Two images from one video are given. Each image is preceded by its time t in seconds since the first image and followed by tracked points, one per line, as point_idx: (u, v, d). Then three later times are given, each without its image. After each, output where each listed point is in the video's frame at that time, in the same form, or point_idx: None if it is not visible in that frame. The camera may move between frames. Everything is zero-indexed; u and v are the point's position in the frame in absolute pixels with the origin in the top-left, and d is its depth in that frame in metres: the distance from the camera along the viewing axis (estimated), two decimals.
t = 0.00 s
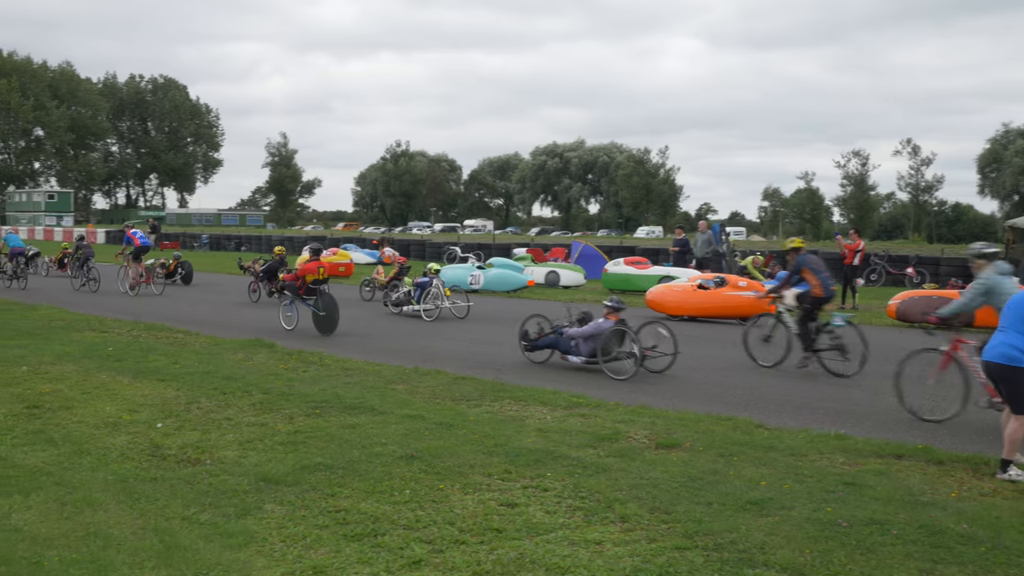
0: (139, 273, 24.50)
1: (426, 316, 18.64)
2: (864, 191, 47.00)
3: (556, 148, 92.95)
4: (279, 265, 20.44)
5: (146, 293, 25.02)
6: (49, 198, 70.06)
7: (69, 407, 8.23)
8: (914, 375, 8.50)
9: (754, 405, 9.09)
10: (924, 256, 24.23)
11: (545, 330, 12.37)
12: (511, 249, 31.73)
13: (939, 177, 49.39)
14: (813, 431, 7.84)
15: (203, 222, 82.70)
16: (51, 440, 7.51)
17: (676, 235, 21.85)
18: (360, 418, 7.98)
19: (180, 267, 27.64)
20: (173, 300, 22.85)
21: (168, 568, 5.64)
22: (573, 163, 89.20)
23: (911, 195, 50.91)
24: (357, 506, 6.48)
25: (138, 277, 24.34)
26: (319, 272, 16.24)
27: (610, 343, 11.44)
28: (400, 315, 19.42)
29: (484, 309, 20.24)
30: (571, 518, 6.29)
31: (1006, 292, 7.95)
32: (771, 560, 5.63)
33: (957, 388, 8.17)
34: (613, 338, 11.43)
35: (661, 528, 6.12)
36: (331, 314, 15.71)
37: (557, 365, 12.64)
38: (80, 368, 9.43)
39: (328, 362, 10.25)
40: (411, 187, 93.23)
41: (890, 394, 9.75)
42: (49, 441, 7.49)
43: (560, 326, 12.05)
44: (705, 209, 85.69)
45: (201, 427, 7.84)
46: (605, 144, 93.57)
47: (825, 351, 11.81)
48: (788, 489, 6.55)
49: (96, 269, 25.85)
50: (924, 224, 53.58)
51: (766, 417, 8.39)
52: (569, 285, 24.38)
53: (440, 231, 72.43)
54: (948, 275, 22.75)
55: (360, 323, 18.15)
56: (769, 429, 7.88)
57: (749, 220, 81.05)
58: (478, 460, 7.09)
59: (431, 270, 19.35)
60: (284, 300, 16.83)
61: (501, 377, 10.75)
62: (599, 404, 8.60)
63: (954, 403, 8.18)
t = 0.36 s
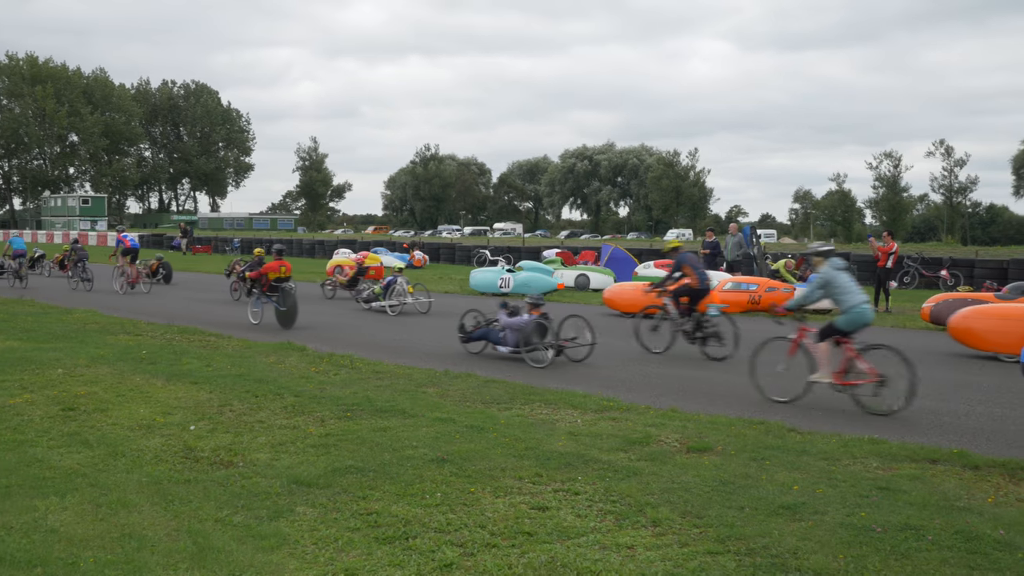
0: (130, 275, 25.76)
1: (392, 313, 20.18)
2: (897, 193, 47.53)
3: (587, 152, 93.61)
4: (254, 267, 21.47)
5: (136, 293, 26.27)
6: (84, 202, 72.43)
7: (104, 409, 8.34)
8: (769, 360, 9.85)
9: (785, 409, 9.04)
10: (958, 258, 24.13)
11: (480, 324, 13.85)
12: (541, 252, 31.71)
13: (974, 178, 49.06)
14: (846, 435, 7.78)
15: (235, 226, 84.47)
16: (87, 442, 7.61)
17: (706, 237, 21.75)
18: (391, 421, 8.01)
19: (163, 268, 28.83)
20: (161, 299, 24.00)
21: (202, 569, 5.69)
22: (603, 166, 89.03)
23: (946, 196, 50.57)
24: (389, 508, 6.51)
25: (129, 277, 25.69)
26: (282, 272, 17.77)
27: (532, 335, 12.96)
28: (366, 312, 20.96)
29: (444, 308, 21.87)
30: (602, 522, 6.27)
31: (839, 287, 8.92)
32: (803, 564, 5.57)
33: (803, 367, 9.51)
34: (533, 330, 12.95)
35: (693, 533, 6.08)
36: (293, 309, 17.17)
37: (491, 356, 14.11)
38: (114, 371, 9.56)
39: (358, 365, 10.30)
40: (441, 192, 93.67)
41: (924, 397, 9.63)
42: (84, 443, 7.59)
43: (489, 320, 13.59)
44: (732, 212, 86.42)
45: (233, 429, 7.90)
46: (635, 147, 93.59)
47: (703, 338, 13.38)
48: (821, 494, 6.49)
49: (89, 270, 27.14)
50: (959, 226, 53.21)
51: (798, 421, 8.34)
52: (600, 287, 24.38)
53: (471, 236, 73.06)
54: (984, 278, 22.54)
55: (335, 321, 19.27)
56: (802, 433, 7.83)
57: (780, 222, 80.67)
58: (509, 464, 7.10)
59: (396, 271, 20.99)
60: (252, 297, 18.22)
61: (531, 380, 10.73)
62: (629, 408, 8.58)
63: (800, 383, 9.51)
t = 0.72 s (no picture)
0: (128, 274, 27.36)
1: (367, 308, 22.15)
2: (928, 197, 47.97)
3: (616, 155, 93.64)
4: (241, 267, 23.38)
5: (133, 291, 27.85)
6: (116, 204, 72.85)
7: (136, 410, 8.44)
8: (649, 350, 11.29)
9: (815, 412, 8.98)
10: (992, 264, 23.85)
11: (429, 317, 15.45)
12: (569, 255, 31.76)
13: (1009, 183, 48.80)
14: (877, 441, 7.72)
15: (265, 230, 85.75)
16: (119, 443, 7.70)
17: (735, 240, 21.67)
18: (420, 423, 8.05)
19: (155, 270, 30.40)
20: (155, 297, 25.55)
21: (232, 569, 5.73)
22: (632, 170, 89.02)
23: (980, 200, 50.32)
24: (419, 511, 6.53)
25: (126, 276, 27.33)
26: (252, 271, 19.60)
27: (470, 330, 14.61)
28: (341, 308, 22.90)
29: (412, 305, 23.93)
30: (632, 526, 6.25)
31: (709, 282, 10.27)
32: (835, 570, 5.52)
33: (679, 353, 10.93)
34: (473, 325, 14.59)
35: (723, 538, 6.04)
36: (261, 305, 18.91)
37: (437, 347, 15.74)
38: (146, 372, 9.70)
39: (388, 368, 10.36)
40: (468, 194, 96.20)
41: (957, 402, 9.52)
42: (117, 444, 7.67)
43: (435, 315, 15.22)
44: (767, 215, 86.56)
45: (264, 431, 7.97)
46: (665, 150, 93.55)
47: (601, 329, 15.24)
48: (853, 500, 6.44)
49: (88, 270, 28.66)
50: (991, 230, 52.84)
51: (828, 426, 8.29)
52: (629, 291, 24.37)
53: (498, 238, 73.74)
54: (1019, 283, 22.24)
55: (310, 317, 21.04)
56: (833, 439, 7.79)
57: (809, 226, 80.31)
58: (539, 468, 7.11)
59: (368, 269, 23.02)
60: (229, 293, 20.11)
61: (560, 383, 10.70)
62: (658, 412, 8.57)
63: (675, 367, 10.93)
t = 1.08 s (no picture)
0: (132, 272, 29.09)
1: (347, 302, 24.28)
2: (964, 198, 47.49)
3: (647, 156, 93.49)
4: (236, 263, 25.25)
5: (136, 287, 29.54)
6: (150, 206, 73.91)
7: (170, 409, 8.52)
8: (566, 338, 12.44)
9: (848, 415, 8.91)
10: None
11: (388, 312, 16.74)
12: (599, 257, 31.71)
13: None
14: (912, 446, 7.65)
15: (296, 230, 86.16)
16: (154, 441, 7.78)
17: (768, 242, 21.55)
18: (451, 425, 8.08)
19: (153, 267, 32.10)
20: (156, 292, 27.41)
21: (266, 569, 5.77)
22: (663, 171, 88.78)
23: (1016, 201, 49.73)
24: (450, 512, 6.55)
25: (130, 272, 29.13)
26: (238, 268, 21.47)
27: (422, 320, 15.86)
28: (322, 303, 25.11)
29: (387, 299, 26.03)
30: (664, 529, 6.22)
31: (611, 275, 11.52)
32: None
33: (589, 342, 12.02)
34: (423, 315, 15.82)
35: (756, 542, 5.99)
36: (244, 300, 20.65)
37: (398, 338, 17.05)
38: (180, 372, 9.79)
39: (419, 369, 10.41)
40: (499, 195, 96.83)
41: (994, 406, 9.39)
42: (152, 442, 7.76)
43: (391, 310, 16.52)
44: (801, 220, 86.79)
45: (296, 431, 8.03)
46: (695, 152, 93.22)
47: (521, 319, 17.07)
48: (888, 505, 6.39)
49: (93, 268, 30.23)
50: None
51: (862, 430, 8.22)
52: (659, 293, 24.28)
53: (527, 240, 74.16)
54: None
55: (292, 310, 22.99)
56: (867, 443, 7.73)
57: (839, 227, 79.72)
58: (571, 469, 7.12)
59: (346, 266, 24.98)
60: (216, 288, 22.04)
61: (591, 385, 10.67)
62: (690, 415, 8.54)
63: (586, 355, 12.06)
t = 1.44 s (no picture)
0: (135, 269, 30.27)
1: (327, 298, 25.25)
2: (997, 200, 47.01)
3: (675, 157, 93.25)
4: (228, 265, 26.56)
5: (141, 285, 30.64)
6: (180, 207, 74.14)
7: (200, 409, 8.60)
8: (501, 326, 13.84)
9: (880, 419, 8.85)
10: None
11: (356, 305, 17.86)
12: (627, 259, 31.62)
13: None
14: (945, 450, 7.58)
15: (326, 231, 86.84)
16: (184, 441, 7.85)
17: (797, 244, 21.45)
18: (480, 426, 8.09)
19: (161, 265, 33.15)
20: (171, 288, 27.88)
21: (296, 569, 5.79)
22: (692, 172, 88.49)
23: None
24: (479, 514, 6.55)
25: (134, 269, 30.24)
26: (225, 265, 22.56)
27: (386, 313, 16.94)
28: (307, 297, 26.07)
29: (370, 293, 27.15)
30: (694, 533, 6.20)
31: (530, 274, 12.62)
32: None
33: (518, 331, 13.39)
34: (386, 309, 16.94)
35: (787, 546, 5.95)
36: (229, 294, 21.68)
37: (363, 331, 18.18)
38: (210, 372, 9.88)
39: (447, 370, 10.46)
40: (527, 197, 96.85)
41: None
42: (182, 442, 7.83)
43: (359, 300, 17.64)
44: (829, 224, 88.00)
45: (325, 431, 8.09)
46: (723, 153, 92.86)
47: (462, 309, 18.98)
48: (921, 510, 6.34)
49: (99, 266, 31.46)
50: None
51: (894, 434, 8.16)
52: (688, 295, 24.21)
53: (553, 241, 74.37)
54: None
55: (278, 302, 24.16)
56: (899, 447, 7.68)
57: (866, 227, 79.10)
58: (599, 472, 7.12)
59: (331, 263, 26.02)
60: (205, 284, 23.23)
61: (620, 387, 10.66)
62: (719, 417, 8.52)
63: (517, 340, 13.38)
